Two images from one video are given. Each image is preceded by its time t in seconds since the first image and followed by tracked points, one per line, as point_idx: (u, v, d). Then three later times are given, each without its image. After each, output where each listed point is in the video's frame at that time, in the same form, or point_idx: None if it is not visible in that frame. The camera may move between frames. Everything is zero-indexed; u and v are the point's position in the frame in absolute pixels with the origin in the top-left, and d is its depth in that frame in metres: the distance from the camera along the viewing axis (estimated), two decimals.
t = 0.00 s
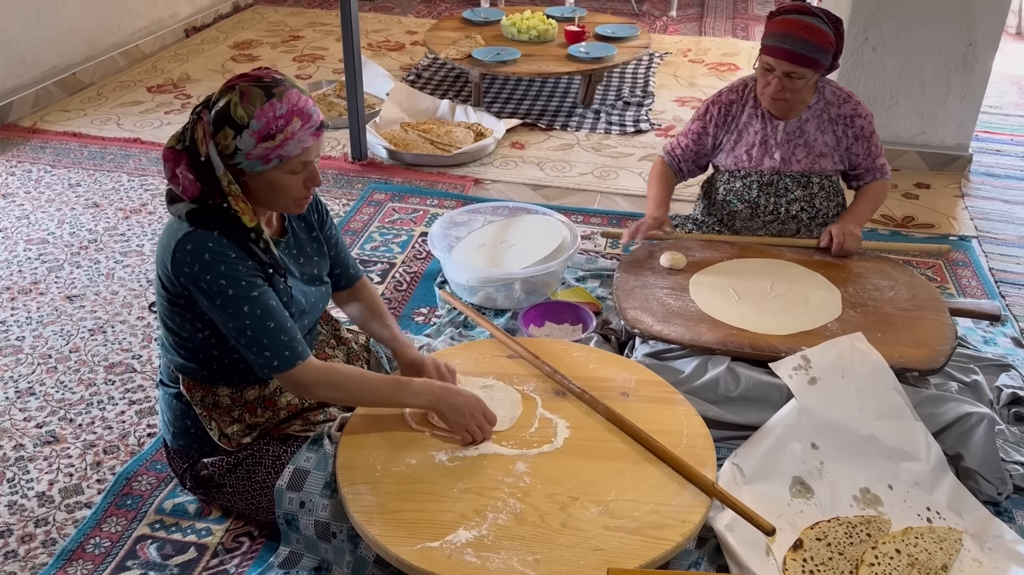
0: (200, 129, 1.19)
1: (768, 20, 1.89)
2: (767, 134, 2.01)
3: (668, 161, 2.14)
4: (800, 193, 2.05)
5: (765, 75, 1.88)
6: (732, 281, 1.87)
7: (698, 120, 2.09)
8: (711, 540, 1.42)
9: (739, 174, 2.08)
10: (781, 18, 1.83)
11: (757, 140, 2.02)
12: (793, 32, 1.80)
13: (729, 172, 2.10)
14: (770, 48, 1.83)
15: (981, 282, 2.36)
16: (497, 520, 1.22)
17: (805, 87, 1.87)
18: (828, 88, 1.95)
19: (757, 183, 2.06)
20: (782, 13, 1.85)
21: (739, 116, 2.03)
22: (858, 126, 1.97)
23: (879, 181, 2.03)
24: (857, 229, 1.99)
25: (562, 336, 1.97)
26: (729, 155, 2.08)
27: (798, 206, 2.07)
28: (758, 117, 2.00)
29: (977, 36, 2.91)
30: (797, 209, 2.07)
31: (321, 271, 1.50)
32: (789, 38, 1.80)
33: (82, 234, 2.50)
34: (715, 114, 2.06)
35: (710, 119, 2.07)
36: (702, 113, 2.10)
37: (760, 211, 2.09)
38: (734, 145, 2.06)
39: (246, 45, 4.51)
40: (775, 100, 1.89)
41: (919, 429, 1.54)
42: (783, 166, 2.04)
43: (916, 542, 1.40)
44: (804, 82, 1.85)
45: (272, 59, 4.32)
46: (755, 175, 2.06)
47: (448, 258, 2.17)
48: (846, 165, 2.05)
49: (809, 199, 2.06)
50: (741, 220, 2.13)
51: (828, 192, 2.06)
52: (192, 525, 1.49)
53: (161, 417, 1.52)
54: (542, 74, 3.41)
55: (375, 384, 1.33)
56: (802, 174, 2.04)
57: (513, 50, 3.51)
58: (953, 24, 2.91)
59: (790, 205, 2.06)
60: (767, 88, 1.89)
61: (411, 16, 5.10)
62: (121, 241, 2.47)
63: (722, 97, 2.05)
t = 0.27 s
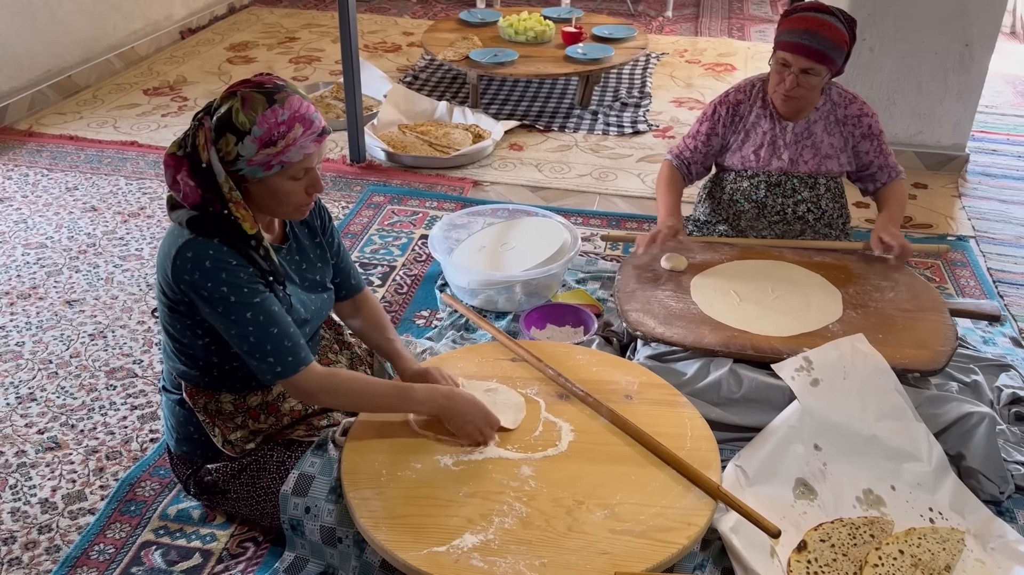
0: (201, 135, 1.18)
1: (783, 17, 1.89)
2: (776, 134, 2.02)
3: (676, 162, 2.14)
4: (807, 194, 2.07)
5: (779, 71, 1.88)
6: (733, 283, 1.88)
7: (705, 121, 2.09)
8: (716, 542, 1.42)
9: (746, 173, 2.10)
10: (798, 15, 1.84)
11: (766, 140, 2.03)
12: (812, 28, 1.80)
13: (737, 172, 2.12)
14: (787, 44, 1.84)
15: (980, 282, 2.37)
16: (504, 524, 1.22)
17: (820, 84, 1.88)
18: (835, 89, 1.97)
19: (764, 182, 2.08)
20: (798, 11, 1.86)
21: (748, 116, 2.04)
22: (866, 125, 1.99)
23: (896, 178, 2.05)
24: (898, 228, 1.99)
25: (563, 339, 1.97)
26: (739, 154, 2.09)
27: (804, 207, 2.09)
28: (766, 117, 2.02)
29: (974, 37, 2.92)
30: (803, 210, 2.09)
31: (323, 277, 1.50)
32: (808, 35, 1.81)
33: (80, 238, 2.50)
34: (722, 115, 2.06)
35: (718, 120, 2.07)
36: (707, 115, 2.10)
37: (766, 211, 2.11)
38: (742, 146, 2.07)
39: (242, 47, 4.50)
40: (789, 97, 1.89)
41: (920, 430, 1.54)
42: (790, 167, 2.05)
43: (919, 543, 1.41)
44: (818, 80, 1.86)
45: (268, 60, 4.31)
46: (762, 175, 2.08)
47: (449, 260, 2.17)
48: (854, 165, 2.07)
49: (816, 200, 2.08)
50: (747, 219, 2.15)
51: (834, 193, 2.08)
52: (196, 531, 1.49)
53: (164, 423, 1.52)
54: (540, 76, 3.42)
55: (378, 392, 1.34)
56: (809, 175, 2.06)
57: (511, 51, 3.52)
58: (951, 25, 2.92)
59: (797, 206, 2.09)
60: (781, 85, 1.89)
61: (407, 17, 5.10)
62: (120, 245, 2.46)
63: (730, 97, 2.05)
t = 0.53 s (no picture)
0: (216, 136, 1.18)
1: (783, 13, 1.89)
2: (776, 133, 2.02)
3: (684, 164, 2.06)
4: (807, 192, 2.09)
5: (785, 68, 1.88)
6: (734, 282, 1.88)
7: (710, 121, 2.05)
8: (720, 541, 1.43)
9: (745, 172, 2.10)
10: (801, 10, 1.84)
11: (766, 139, 2.04)
12: (816, 22, 1.81)
13: (737, 170, 2.12)
14: (793, 39, 1.83)
15: (980, 280, 2.38)
16: (509, 523, 1.22)
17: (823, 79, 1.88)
18: (834, 87, 1.96)
19: (765, 181, 2.09)
20: (798, 7, 1.86)
21: (748, 114, 2.03)
22: (863, 123, 1.98)
23: (901, 185, 1.98)
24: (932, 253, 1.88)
25: (566, 339, 1.97)
26: (739, 152, 2.08)
27: (804, 205, 2.10)
28: (767, 116, 2.01)
29: (973, 36, 2.93)
30: (803, 208, 2.11)
31: (327, 278, 1.51)
32: (813, 28, 1.81)
33: (80, 239, 2.49)
34: (727, 113, 2.03)
35: (723, 118, 2.03)
36: (712, 114, 2.06)
37: (766, 209, 2.13)
38: (742, 145, 2.07)
39: (240, 48, 4.49)
40: (796, 92, 1.89)
41: (923, 428, 1.55)
42: (790, 165, 2.06)
43: (923, 540, 1.41)
44: (824, 73, 1.87)
45: (266, 61, 4.31)
46: (762, 174, 2.09)
47: (450, 259, 2.17)
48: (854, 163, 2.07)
49: (816, 198, 2.09)
50: (747, 218, 2.16)
51: (833, 192, 2.09)
52: (200, 532, 1.49)
53: (167, 423, 1.52)
54: (539, 76, 3.42)
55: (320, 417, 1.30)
56: (808, 173, 2.07)
57: (510, 51, 3.52)
58: (950, 24, 2.92)
59: (797, 204, 2.10)
60: (787, 80, 1.89)
61: (406, 17, 5.10)
62: (120, 246, 2.46)
63: (733, 94, 2.02)
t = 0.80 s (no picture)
0: (211, 135, 1.18)
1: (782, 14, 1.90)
2: (776, 134, 2.02)
3: (690, 167, 2.05)
4: (807, 193, 2.09)
5: (782, 67, 1.88)
6: (735, 280, 1.88)
7: (713, 121, 2.03)
8: (722, 539, 1.43)
9: (745, 173, 2.10)
10: (799, 9, 1.84)
11: (766, 140, 2.04)
12: (813, 21, 1.81)
13: (737, 171, 2.12)
14: (789, 38, 1.83)
15: (980, 278, 2.38)
16: (511, 522, 1.22)
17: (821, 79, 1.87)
18: (833, 87, 1.96)
19: (765, 182, 2.09)
20: (795, 8, 1.87)
21: (748, 114, 2.02)
22: (859, 124, 1.98)
23: (893, 189, 1.98)
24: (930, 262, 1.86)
25: (566, 338, 1.97)
26: (740, 152, 2.08)
27: (805, 206, 2.10)
28: (767, 117, 2.01)
29: (972, 34, 2.93)
30: (803, 209, 2.11)
31: (325, 278, 1.51)
32: (811, 27, 1.81)
33: (80, 239, 2.49)
34: (729, 113, 2.02)
35: (725, 119, 2.02)
36: (714, 115, 2.05)
37: (766, 210, 2.13)
38: (743, 145, 2.06)
39: (240, 47, 4.49)
40: (793, 91, 1.88)
41: (924, 427, 1.55)
42: (790, 166, 2.06)
43: (925, 538, 1.40)
44: (821, 73, 1.86)
45: (266, 60, 4.30)
46: (762, 175, 2.09)
47: (450, 259, 2.16)
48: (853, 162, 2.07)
49: (816, 199, 2.09)
50: (748, 219, 2.16)
51: (833, 192, 2.09)
52: (201, 531, 1.48)
53: (167, 423, 1.52)
54: (539, 75, 3.41)
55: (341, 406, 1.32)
56: (808, 174, 2.07)
57: (510, 50, 3.51)
58: (949, 23, 2.92)
59: (797, 205, 2.10)
60: (784, 79, 1.89)
61: (405, 17, 5.09)
62: (120, 246, 2.46)
63: (734, 95, 2.01)
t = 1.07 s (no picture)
0: (208, 138, 1.18)
1: (777, 20, 1.89)
2: (775, 135, 2.02)
3: (691, 169, 2.05)
4: (807, 194, 2.08)
5: (780, 76, 1.88)
6: (734, 282, 1.87)
7: (713, 123, 2.03)
8: (720, 543, 1.43)
9: (744, 175, 2.10)
10: (794, 17, 1.83)
11: (765, 141, 2.03)
12: (808, 31, 1.80)
13: (736, 173, 2.12)
14: (786, 48, 1.83)
15: (981, 281, 2.37)
16: (508, 525, 1.21)
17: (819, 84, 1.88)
18: (831, 88, 1.96)
19: (764, 184, 2.09)
20: (790, 14, 1.85)
21: (747, 116, 2.02)
22: (856, 124, 1.97)
23: (889, 189, 1.97)
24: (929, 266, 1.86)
25: (565, 340, 1.97)
26: (739, 153, 2.07)
27: (804, 208, 2.10)
28: (765, 119, 2.01)
29: (973, 36, 2.92)
30: (803, 210, 2.10)
31: (325, 279, 1.50)
32: (807, 36, 1.80)
33: (80, 240, 2.49)
34: (729, 115, 2.01)
35: (725, 120, 2.02)
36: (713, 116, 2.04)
37: (766, 212, 2.13)
38: (742, 147, 2.06)
39: (240, 49, 4.49)
40: (792, 100, 1.88)
41: (924, 429, 1.54)
42: (790, 167, 2.06)
43: (923, 542, 1.40)
44: (820, 79, 1.86)
45: (266, 62, 4.31)
46: (762, 177, 2.09)
47: (448, 261, 2.16)
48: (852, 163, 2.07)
49: (816, 201, 2.09)
50: (747, 221, 2.16)
51: (833, 193, 2.09)
52: (198, 534, 1.48)
53: (166, 425, 1.51)
54: (539, 76, 3.41)
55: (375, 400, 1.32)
56: (808, 175, 2.07)
57: (510, 52, 3.51)
58: (950, 25, 2.92)
59: (797, 207, 2.10)
60: (782, 89, 1.89)
61: (405, 18, 5.09)
62: (120, 247, 2.46)
63: (734, 96, 2.00)
